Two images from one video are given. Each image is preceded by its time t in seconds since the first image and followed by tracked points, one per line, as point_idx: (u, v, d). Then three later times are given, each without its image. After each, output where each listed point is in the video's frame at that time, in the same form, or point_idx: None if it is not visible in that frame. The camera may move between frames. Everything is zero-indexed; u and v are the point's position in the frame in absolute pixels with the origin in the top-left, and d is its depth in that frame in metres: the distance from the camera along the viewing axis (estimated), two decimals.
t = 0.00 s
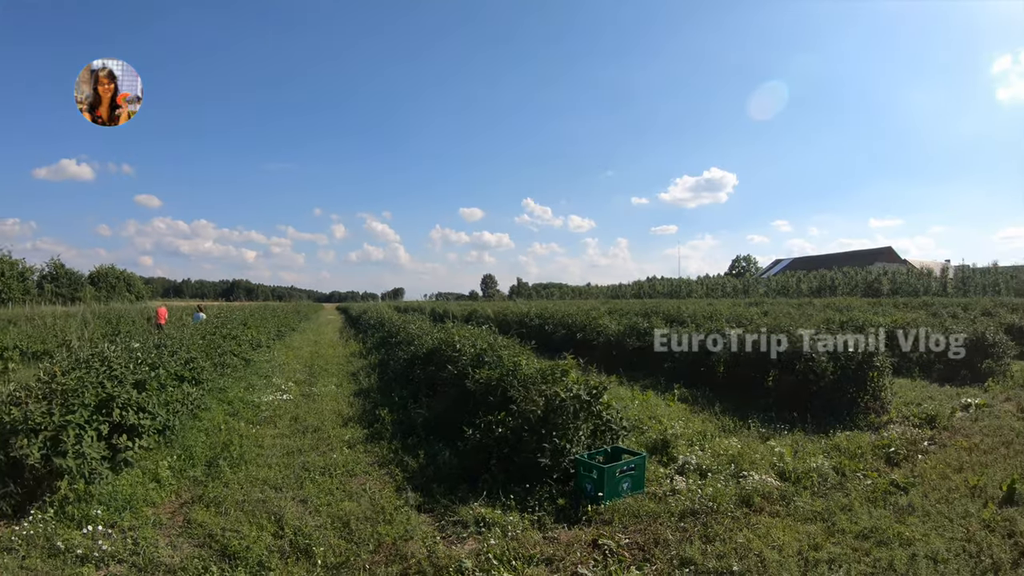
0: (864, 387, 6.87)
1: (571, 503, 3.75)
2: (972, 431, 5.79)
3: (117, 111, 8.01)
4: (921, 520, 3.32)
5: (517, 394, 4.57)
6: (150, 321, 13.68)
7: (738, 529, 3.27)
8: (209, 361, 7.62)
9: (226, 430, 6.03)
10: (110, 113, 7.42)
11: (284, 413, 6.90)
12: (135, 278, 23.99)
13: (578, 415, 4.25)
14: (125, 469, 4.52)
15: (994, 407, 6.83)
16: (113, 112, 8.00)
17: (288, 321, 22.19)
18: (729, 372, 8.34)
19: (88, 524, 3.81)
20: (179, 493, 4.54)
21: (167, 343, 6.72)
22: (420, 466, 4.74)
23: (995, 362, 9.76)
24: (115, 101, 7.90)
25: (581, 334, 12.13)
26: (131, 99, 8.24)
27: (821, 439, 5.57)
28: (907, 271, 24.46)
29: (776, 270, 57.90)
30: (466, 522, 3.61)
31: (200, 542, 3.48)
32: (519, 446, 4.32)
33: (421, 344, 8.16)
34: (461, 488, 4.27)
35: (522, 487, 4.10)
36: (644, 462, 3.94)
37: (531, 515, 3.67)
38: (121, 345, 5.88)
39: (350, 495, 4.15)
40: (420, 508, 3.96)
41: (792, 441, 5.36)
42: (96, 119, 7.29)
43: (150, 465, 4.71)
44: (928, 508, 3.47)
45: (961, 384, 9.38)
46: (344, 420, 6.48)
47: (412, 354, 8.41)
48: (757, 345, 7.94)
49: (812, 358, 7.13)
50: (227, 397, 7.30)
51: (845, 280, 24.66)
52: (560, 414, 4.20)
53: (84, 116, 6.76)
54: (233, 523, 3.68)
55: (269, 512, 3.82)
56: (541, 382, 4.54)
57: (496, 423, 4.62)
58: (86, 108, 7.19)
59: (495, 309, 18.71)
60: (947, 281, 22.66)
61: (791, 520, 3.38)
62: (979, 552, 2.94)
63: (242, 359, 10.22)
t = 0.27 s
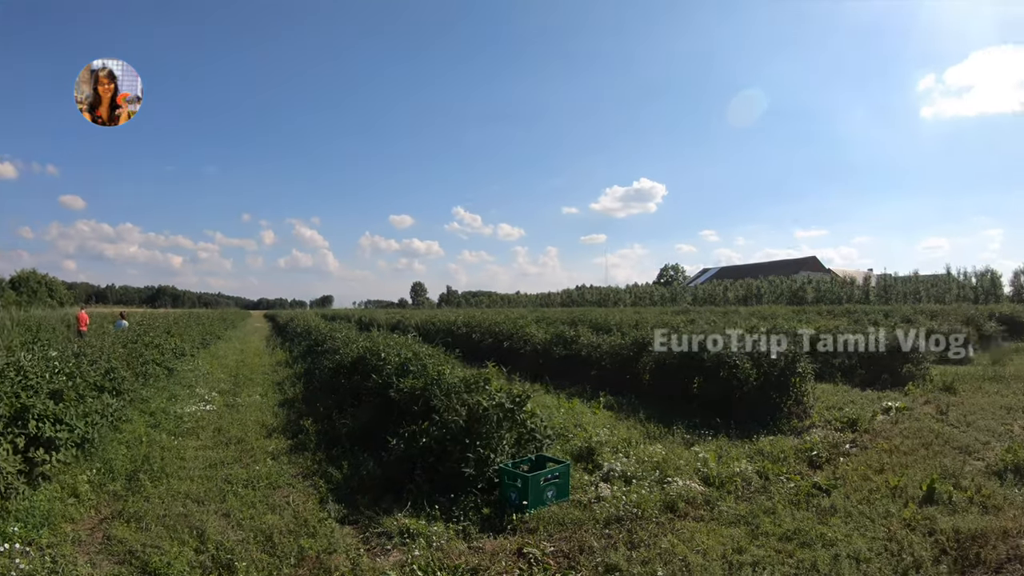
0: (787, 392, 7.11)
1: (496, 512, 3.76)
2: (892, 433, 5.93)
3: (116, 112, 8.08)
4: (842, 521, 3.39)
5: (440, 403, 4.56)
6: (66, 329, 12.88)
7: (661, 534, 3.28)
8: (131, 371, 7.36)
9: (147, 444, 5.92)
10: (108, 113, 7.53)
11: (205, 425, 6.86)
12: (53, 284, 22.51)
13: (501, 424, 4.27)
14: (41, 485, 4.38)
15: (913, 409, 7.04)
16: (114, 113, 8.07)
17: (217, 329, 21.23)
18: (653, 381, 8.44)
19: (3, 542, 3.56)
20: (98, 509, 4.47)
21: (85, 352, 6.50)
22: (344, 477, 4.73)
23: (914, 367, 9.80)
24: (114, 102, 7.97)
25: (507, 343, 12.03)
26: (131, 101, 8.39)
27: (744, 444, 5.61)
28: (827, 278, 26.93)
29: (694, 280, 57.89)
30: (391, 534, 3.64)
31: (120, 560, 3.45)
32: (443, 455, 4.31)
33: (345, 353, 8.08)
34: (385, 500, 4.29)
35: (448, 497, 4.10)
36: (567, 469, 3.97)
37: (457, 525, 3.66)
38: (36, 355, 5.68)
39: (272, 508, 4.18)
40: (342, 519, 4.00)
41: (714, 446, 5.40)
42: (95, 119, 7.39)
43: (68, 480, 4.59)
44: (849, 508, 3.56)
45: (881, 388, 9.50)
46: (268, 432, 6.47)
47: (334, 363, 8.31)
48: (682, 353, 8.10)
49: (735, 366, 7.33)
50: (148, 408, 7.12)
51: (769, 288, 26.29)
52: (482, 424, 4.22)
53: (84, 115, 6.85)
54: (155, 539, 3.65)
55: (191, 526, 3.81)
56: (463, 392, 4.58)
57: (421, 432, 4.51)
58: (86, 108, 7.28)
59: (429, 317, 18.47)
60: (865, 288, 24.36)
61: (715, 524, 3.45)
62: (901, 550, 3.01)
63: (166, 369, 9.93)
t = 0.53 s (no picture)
0: (706, 398, 7.09)
1: (416, 520, 3.82)
2: (809, 435, 6.18)
3: (118, 112, 7.87)
4: (760, 522, 3.67)
5: (358, 410, 4.61)
6: None
7: (581, 538, 3.46)
8: (40, 378, 7.02)
9: (57, 452, 5.54)
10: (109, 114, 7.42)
11: (121, 433, 6.61)
12: None
13: (419, 431, 4.33)
14: None
15: (829, 411, 7.32)
16: (116, 113, 7.84)
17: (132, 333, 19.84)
18: (576, 387, 8.46)
19: None
20: (11, 523, 4.05)
21: None
22: (262, 487, 4.78)
23: (832, 370, 10.10)
24: (115, 101, 7.78)
25: (429, 348, 11.84)
26: (133, 101, 8.14)
27: (665, 448, 5.71)
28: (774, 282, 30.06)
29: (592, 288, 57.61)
30: (309, 544, 3.66)
31: None
32: (361, 463, 4.36)
33: (265, 358, 7.88)
34: (303, 510, 4.35)
35: (365, 505, 4.17)
36: (488, 475, 4.01)
37: (376, 535, 3.72)
38: None
39: (188, 518, 4.14)
40: (259, 530, 4.04)
41: (634, 450, 5.53)
42: (94, 119, 7.28)
43: None
44: (766, 509, 3.86)
45: (799, 391, 9.77)
46: (184, 440, 6.32)
47: (253, 370, 8.10)
48: (603, 358, 8.19)
49: (655, 371, 7.36)
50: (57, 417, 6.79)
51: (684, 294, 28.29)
52: (400, 431, 4.29)
53: (85, 115, 6.73)
54: (68, 554, 3.51)
55: (104, 539, 3.73)
56: (382, 398, 4.63)
57: (339, 440, 4.50)
58: (87, 108, 7.16)
59: (343, 321, 17.92)
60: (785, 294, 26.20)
61: (635, 528, 3.64)
62: (819, 549, 3.29)
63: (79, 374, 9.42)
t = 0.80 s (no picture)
0: (641, 399, 7.39)
1: (350, 525, 3.93)
2: (743, 436, 6.41)
3: (118, 113, 7.49)
4: (695, 522, 3.87)
5: (291, 414, 4.51)
6: None
7: (516, 541, 3.61)
8: None
9: None
10: (109, 113, 7.26)
11: (48, 439, 6.40)
12: None
13: (353, 435, 4.46)
14: None
15: (762, 412, 7.60)
16: (115, 115, 7.43)
17: (61, 333, 18.81)
18: (512, 389, 8.47)
19: None
20: None
21: None
22: (194, 494, 4.74)
23: (765, 372, 10.42)
24: (115, 101, 7.38)
25: (365, 350, 11.58)
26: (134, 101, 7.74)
27: (601, 450, 5.91)
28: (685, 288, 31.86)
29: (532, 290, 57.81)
30: (241, 552, 3.68)
31: None
32: (294, 467, 4.35)
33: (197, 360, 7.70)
34: (235, 516, 4.33)
35: (299, 511, 4.21)
36: (422, 479, 4.15)
37: (310, 541, 3.79)
38: None
39: (119, 527, 4.10)
40: (191, 538, 4.02)
41: (569, 453, 5.69)
42: (94, 117, 7.13)
43: None
44: (700, 509, 4.07)
45: (733, 393, 10.04)
46: (116, 446, 6.22)
47: (185, 373, 7.94)
48: (538, 360, 8.28)
49: (591, 373, 7.50)
50: None
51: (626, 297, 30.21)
52: (334, 436, 4.36)
53: (85, 115, 6.61)
54: None
55: (31, 551, 3.66)
56: (315, 402, 4.66)
57: (271, 444, 4.43)
58: (86, 107, 7.01)
59: (278, 322, 17.27)
60: (723, 300, 28.25)
61: (571, 530, 3.77)
62: (752, 548, 3.48)
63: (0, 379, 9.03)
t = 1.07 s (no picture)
0: (586, 397, 7.52)
1: (292, 527, 4.00)
2: (686, 434, 6.59)
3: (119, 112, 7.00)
4: (640, 519, 4.04)
5: (231, 415, 4.49)
6: None
7: (460, 541, 3.71)
8: None
9: None
10: (108, 113, 6.88)
11: None
12: None
13: (295, 436, 4.52)
14: None
15: (705, 410, 7.80)
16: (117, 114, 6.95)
17: None
18: (456, 388, 8.39)
19: None
20: None
21: None
22: (134, 497, 4.67)
23: (709, 370, 10.58)
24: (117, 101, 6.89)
25: (311, 349, 11.29)
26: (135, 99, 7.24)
27: (546, 448, 6.05)
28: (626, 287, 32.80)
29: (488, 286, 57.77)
30: (183, 555, 3.68)
31: None
32: (236, 468, 4.35)
33: (139, 360, 7.49)
34: (176, 519, 4.29)
35: (243, 512, 4.22)
36: (366, 479, 4.23)
37: (253, 542, 3.85)
38: None
39: (58, 533, 4.05)
40: (133, 542, 3.99)
41: (514, 451, 5.82)
42: (93, 118, 6.76)
43: None
44: (644, 507, 4.22)
45: (678, 391, 10.12)
46: (54, 448, 6.08)
47: (127, 373, 7.75)
48: (482, 359, 8.24)
49: (535, 372, 7.58)
50: None
51: (574, 296, 30.71)
52: (276, 436, 4.40)
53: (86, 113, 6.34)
54: None
55: None
56: (256, 402, 4.66)
57: (211, 445, 4.40)
58: (83, 106, 6.65)
59: (218, 322, 16.54)
60: (671, 300, 29.19)
61: (515, 529, 3.91)
62: (696, 544, 3.62)
63: None
